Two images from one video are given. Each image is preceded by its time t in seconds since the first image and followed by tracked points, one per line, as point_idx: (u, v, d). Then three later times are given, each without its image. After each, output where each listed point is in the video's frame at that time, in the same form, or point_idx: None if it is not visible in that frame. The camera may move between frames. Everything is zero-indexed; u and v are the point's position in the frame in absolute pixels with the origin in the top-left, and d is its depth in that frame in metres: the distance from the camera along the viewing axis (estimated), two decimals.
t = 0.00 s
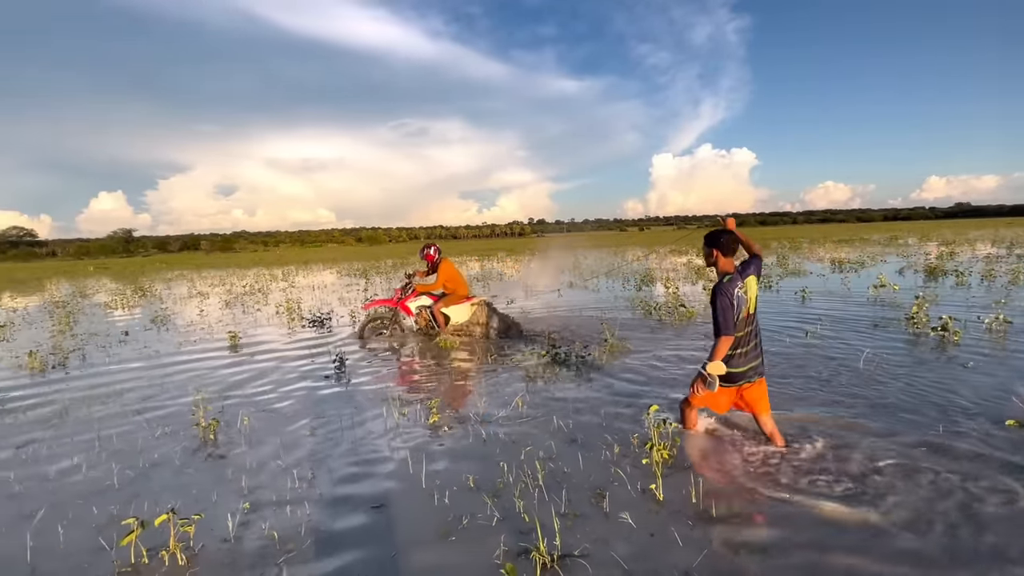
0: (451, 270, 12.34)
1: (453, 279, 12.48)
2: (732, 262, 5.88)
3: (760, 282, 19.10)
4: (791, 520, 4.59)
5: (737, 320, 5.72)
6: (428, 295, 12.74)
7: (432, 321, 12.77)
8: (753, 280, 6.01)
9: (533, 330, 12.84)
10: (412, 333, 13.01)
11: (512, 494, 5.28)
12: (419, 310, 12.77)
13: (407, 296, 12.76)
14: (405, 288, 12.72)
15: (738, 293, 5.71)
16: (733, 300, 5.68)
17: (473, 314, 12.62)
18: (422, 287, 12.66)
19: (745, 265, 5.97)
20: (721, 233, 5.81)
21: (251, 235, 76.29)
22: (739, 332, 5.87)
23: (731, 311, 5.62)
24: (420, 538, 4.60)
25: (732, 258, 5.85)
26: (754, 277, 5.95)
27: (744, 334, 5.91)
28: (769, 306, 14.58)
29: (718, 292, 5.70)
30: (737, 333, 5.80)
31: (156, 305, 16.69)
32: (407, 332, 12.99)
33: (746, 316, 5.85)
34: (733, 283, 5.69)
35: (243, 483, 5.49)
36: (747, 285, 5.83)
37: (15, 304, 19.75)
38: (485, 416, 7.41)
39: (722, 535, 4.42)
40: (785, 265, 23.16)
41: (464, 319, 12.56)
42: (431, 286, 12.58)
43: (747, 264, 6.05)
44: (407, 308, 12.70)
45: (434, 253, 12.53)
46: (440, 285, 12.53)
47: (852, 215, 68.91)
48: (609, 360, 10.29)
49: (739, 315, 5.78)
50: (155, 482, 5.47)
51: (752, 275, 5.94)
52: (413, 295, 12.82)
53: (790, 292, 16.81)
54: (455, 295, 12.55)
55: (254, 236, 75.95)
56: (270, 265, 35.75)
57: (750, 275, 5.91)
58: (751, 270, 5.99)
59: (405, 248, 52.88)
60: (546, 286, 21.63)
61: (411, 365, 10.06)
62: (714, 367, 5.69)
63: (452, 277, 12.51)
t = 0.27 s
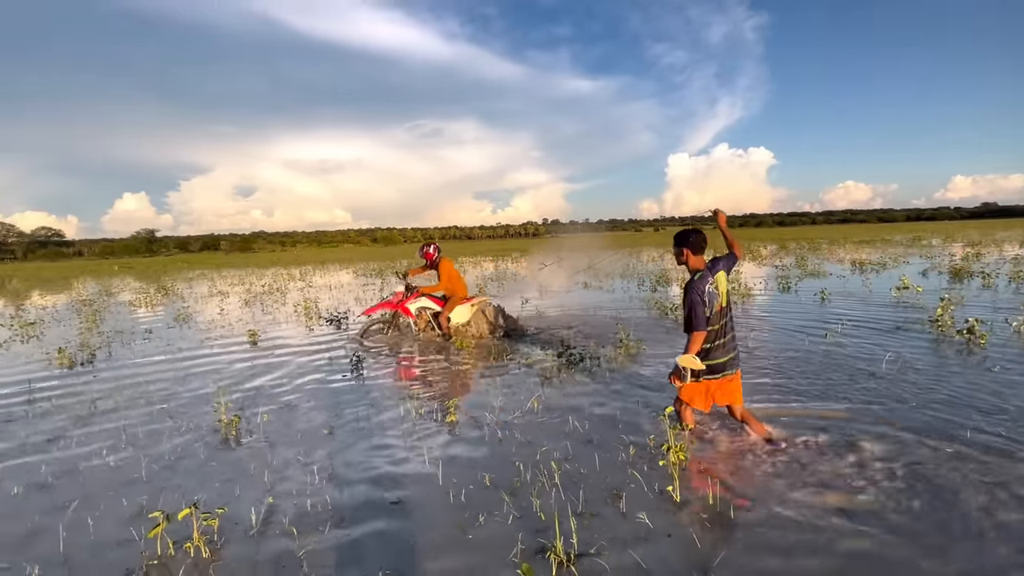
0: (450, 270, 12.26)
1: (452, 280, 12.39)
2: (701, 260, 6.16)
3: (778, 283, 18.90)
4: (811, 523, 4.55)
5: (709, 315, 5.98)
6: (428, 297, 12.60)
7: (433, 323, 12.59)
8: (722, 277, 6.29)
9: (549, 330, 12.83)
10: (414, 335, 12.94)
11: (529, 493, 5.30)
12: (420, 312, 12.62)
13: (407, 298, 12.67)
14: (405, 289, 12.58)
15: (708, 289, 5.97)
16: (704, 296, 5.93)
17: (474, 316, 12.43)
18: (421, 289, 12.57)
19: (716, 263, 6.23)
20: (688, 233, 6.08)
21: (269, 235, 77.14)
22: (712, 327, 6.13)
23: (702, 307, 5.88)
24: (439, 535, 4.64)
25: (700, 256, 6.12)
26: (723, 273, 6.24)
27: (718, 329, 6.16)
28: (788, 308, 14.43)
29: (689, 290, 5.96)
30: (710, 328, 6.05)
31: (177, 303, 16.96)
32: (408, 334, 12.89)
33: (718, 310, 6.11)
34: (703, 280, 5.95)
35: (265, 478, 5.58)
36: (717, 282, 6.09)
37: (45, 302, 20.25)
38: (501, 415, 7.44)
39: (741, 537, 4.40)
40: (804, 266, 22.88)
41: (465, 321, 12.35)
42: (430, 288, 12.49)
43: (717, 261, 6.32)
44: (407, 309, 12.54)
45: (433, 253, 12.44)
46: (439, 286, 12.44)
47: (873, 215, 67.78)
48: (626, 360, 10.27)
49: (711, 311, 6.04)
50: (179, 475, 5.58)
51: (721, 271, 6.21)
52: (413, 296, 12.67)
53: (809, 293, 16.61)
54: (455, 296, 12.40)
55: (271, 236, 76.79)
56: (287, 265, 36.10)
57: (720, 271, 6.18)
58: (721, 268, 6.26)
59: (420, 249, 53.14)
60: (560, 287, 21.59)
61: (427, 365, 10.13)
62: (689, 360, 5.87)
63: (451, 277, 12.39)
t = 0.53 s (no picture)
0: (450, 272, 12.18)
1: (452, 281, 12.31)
2: (698, 254, 6.37)
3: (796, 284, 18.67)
4: (829, 527, 4.50)
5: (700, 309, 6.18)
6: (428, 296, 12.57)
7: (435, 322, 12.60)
8: (718, 271, 6.49)
9: (563, 331, 12.81)
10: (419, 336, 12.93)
11: (543, 494, 5.31)
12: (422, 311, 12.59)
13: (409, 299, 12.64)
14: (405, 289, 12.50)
15: (702, 283, 6.16)
16: (698, 290, 6.13)
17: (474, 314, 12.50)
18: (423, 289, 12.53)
19: (712, 257, 6.41)
20: (687, 227, 6.29)
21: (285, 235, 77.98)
22: (704, 321, 6.32)
23: (694, 300, 6.08)
24: (454, 534, 4.67)
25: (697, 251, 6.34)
26: (719, 269, 6.43)
27: (710, 323, 6.34)
28: (806, 309, 14.25)
29: (684, 283, 6.16)
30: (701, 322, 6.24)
31: (197, 303, 17.22)
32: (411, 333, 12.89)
33: (711, 305, 6.29)
34: (698, 274, 6.15)
35: (283, 475, 5.66)
36: (712, 276, 6.28)
37: (70, 301, 20.73)
38: (516, 416, 7.46)
39: (757, 540, 4.36)
40: (823, 267, 22.57)
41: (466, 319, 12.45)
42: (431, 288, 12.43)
43: (715, 256, 6.51)
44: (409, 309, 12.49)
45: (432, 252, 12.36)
46: (440, 287, 12.39)
47: (898, 215, 66.28)
48: (641, 361, 10.23)
49: (704, 304, 6.22)
50: (200, 472, 5.68)
51: (717, 266, 6.41)
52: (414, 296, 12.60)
53: (829, 295, 16.39)
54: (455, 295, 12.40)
55: (288, 236, 77.60)
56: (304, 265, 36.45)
57: (716, 266, 6.38)
58: (717, 262, 6.44)
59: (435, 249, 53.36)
60: (575, 287, 21.54)
61: (442, 365, 10.18)
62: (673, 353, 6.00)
63: (451, 277, 12.37)
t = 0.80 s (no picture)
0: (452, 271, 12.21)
1: (455, 280, 12.34)
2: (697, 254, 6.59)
3: (813, 285, 18.48)
4: (846, 533, 4.47)
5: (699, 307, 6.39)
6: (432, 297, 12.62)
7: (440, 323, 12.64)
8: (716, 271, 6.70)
9: (577, 332, 12.82)
10: (423, 336, 12.95)
11: (557, 495, 5.33)
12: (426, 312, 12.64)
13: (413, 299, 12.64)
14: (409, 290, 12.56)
15: (700, 282, 6.39)
16: (696, 288, 6.35)
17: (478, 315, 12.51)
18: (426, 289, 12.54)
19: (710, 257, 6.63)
20: (685, 228, 6.52)
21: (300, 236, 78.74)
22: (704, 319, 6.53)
23: (691, 298, 6.32)
24: (469, 533, 4.71)
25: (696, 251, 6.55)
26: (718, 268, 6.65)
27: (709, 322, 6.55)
28: (824, 311, 14.11)
29: (683, 282, 6.40)
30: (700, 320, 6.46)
31: (215, 303, 17.47)
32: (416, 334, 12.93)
33: (711, 303, 6.51)
34: (696, 273, 6.38)
35: (300, 473, 5.74)
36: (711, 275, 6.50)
37: (93, 301, 21.17)
38: (529, 417, 7.49)
39: (773, 544, 4.35)
40: (841, 268, 22.31)
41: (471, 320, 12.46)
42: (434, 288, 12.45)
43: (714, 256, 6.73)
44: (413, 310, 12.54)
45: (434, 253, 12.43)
46: (443, 287, 12.43)
47: (917, 215, 65.24)
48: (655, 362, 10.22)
49: (704, 303, 6.44)
50: (219, 469, 5.78)
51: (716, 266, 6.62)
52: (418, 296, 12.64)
53: (847, 296, 16.20)
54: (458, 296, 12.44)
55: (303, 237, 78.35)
56: (319, 265, 36.80)
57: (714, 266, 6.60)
58: (716, 262, 6.66)
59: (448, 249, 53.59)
60: (588, 288, 21.51)
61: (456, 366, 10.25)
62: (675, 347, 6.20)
63: (454, 278, 12.41)
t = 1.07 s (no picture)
0: (455, 271, 12.26)
1: (458, 280, 12.37)
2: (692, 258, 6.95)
3: (829, 286, 18.29)
4: (861, 536, 4.44)
5: (696, 309, 6.74)
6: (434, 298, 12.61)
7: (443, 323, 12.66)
8: (709, 275, 7.06)
9: (589, 333, 12.82)
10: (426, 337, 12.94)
11: (570, 495, 5.36)
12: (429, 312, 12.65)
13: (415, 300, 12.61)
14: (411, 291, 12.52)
15: (697, 284, 6.75)
16: (693, 291, 6.71)
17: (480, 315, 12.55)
18: (429, 290, 12.53)
19: (704, 262, 7.02)
20: (681, 233, 6.87)
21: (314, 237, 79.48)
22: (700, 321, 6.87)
23: (690, 300, 6.66)
24: (482, 532, 4.75)
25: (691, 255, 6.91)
26: (711, 272, 7.01)
27: (704, 323, 6.91)
28: (839, 312, 13.98)
29: (681, 284, 6.74)
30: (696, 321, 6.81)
31: (230, 304, 17.67)
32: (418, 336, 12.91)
33: (706, 305, 6.87)
34: (692, 275, 6.73)
35: (316, 471, 5.83)
36: (705, 278, 6.87)
37: (113, 302, 21.57)
38: (541, 417, 7.52)
39: (787, 547, 4.34)
40: (857, 269, 22.06)
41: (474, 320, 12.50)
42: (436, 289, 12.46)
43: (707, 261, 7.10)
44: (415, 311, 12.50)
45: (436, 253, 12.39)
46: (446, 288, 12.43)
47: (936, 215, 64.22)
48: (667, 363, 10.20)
49: (699, 305, 6.80)
50: (238, 466, 5.89)
51: (709, 270, 6.99)
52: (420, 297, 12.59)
53: (863, 297, 16.03)
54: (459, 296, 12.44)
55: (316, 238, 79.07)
56: (332, 267, 37.05)
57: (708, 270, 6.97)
58: (709, 267, 7.05)
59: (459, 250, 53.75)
60: (599, 289, 21.48)
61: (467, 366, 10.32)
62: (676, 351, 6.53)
63: (456, 279, 12.40)
